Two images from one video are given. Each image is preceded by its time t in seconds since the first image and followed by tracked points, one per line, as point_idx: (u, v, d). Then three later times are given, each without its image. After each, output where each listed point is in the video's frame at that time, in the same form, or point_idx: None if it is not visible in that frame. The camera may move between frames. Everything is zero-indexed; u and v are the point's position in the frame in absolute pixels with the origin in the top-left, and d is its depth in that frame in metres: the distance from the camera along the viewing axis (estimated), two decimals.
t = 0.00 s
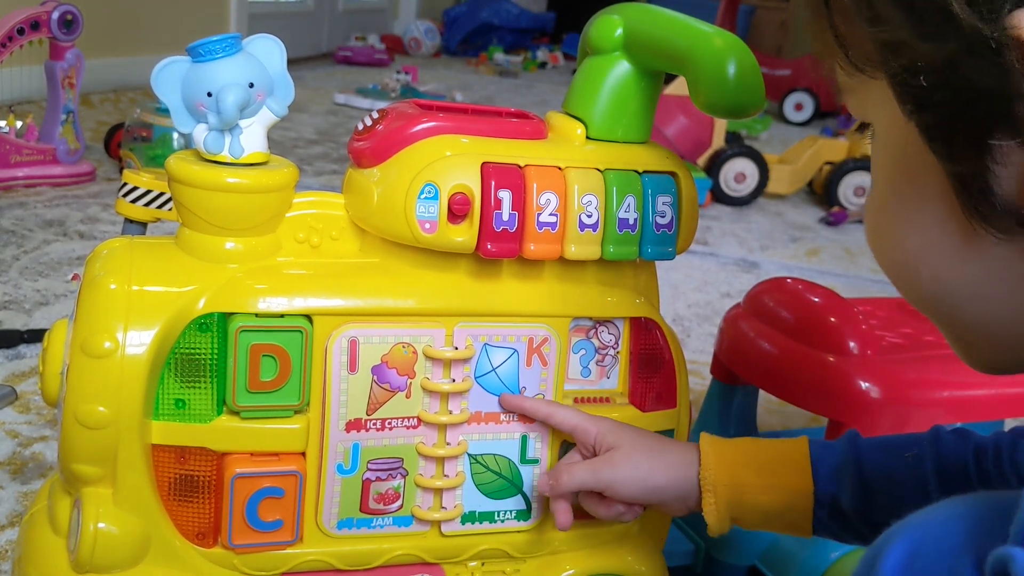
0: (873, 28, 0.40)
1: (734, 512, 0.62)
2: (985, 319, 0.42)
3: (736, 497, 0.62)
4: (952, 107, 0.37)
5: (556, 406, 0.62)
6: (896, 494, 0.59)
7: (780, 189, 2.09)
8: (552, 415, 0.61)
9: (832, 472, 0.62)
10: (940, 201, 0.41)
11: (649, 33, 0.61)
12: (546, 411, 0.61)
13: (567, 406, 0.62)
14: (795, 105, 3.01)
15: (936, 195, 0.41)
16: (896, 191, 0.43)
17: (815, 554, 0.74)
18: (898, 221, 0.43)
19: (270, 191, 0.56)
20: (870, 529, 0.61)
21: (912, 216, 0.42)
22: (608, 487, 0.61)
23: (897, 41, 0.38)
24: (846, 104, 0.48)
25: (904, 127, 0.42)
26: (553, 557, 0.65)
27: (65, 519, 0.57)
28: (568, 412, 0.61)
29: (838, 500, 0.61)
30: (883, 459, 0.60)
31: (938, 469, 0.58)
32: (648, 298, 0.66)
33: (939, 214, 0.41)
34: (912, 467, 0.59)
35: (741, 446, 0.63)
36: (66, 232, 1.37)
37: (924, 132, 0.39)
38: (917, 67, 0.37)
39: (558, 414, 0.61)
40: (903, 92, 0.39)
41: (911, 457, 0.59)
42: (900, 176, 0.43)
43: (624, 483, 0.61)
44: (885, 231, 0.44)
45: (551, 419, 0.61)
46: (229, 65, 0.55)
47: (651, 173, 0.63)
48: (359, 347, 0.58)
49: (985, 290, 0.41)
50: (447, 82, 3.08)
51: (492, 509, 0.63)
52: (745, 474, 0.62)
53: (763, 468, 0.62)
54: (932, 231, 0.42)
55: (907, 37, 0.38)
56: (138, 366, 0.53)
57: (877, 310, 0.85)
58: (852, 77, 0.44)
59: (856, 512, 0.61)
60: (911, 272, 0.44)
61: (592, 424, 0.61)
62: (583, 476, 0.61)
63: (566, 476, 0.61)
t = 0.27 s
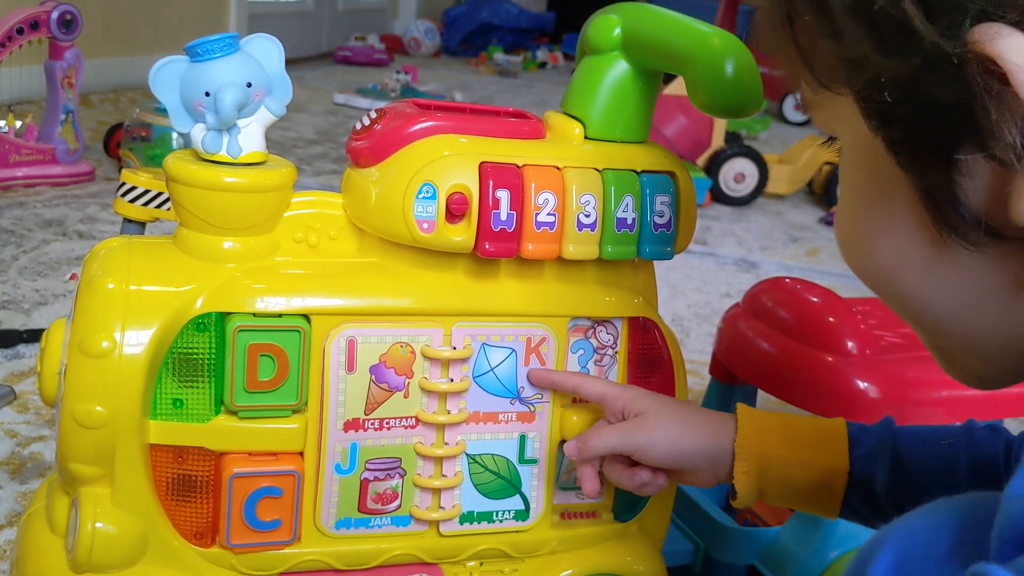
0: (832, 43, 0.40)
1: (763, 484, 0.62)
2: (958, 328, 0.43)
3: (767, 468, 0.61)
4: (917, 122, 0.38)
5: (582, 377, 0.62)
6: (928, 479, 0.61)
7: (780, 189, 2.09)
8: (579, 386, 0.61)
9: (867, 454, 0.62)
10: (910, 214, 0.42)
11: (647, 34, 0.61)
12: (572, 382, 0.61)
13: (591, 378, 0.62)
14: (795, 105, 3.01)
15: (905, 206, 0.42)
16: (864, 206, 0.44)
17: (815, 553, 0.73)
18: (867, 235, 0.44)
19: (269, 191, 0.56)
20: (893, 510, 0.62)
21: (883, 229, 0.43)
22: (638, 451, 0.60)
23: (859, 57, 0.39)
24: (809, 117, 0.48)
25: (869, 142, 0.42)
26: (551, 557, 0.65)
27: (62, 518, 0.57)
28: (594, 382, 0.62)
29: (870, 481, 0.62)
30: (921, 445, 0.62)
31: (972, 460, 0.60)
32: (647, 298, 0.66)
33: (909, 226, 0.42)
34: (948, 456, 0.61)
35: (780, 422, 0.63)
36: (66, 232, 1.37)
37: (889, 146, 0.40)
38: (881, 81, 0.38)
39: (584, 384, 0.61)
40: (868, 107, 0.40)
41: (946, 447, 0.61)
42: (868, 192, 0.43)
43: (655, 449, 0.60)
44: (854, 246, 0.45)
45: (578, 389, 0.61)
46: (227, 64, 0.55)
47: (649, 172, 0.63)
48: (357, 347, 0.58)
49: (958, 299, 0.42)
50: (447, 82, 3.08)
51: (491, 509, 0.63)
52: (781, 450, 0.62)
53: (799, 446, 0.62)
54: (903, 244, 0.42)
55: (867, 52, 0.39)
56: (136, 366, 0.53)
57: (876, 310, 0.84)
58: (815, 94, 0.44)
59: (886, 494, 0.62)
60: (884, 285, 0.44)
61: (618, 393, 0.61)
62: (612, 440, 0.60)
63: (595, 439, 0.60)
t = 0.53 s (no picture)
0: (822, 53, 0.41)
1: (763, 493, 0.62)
2: (951, 335, 0.42)
3: (768, 475, 0.61)
4: (904, 129, 0.38)
5: (579, 394, 0.62)
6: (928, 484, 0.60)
7: (779, 189, 2.09)
8: (577, 402, 0.62)
9: (868, 459, 0.62)
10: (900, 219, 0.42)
11: (646, 34, 0.61)
12: (570, 398, 0.62)
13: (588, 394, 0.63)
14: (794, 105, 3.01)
15: (895, 212, 0.42)
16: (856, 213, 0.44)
17: (816, 553, 0.74)
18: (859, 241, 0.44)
19: (269, 191, 0.56)
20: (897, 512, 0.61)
21: (875, 235, 0.43)
22: (642, 467, 0.61)
23: (845, 66, 0.39)
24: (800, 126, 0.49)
25: (859, 151, 0.43)
26: (551, 557, 0.65)
27: (63, 518, 0.57)
28: (591, 399, 0.62)
29: (871, 487, 0.61)
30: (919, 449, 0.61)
31: (973, 463, 0.59)
32: (647, 298, 0.66)
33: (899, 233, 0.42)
34: (946, 460, 0.59)
35: (778, 429, 0.63)
36: (66, 232, 1.37)
37: (878, 153, 0.40)
38: (868, 89, 0.39)
39: (582, 401, 0.62)
40: (858, 116, 0.40)
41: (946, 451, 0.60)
42: (859, 198, 0.43)
43: (659, 462, 0.61)
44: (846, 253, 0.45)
45: (576, 405, 0.61)
46: (227, 64, 0.55)
47: (649, 172, 0.63)
48: (357, 347, 0.58)
49: (950, 305, 0.41)
50: (447, 83, 3.08)
51: (491, 508, 0.63)
52: (779, 457, 0.62)
53: (798, 451, 0.62)
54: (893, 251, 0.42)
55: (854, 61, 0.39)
56: (136, 366, 0.54)
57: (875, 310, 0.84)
58: (807, 103, 0.45)
59: (888, 499, 0.61)
60: (875, 293, 0.44)
61: (616, 407, 0.62)
62: (618, 457, 0.60)
63: (600, 458, 0.61)
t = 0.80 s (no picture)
0: (814, 39, 0.41)
1: (761, 522, 0.61)
2: (942, 329, 0.42)
3: (761, 503, 0.61)
4: (895, 115, 0.38)
5: (573, 441, 0.62)
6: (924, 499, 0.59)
7: (779, 189, 2.09)
8: (572, 450, 0.62)
9: (859, 481, 0.61)
10: (887, 210, 0.42)
11: (645, 34, 0.61)
12: (564, 447, 0.62)
13: (582, 439, 0.63)
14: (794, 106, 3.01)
15: (884, 203, 0.42)
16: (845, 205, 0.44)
17: (815, 554, 0.75)
18: (847, 235, 0.44)
19: (267, 191, 0.56)
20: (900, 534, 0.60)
21: (864, 226, 0.43)
22: (642, 517, 0.61)
23: (836, 51, 0.39)
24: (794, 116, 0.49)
25: (850, 139, 0.43)
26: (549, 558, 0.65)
27: (61, 519, 0.57)
28: (586, 446, 0.62)
29: (868, 507, 0.60)
30: (908, 464, 0.60)
31: (964, 474, 0.58)
32: (646, 299, 0.66)
33: (886, 224, 0.42)
34: (940, 475, 0.58)
35: (767, 457, 0.63)
36: (65, 232, 1.37)
37: (868, 140, 0.40)
38: (858, 75, 0.39)
39: (576, 449, 0.62)
40: (849, 102, 0.40)
41: (936, 463, 0.59)
42: (848, 189, 0.43)
43: (656, 511, 0.61)
44: (835, 248, 0.45)
45: (571, 454, 0.62)
46: (225, 64, 0.55)
47: (648, 172, 0.63)
48: (354, 347, 0.58)
49: (939, 296, 0.41)
50: (447, 83, 3.08)
51: (488, 509, 0.63)
52: (772, 484, 0.61)
53: (789, 475, 0.62)
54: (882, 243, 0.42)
55: (846, 47, 0.39)
56: (134, 366, 0.53)
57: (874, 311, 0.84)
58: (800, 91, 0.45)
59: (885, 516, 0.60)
60: (864, 286, 0.44)
61: (611, 456, 0.62)
62: (615, 511, 0.61)
63: (597, 512, 0.61)
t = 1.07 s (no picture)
0: (813, 34, 0.40)
1: (755, 501, 0.62)
2: (942, 327, 0.42)
3: (756, 485, 0.62)
4: (892, 111, 0.38)
5: (573, 411, 0.62)
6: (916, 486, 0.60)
7: (779, 190, 2.09)
8: (572, 421, 0.61)
9: (854, 467, 0.62)
10: (886, 207, 0.42)
11: (645, 34, 0.61)
12: (564, 416, 0.61)
13: (582, 409, 0.62)
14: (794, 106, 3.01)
15: (880, 199, 0.42)
16: (847, 202, 0.44)
17: (815, 554, 0.74)
18: (848, 231, 0.44)
19: (267, 191, 0.56)
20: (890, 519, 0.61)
21: (861, 221, 0.43)
22: (637, 490, 0.62)
23: (834, 46, 0.39)
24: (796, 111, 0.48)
25: (849, 136, 0.43)
26: (549, 559, 0.65)
27: (60, 519, 0.57)
28: (585, 417, 0.62)
29: (861, 492, 0.61)
30: (903, 451, 0.61)
31: (959, 466, 0.58)
32: (646, 299, 0.66)
33: (885, 221, 0.42)
34: (933, 463, 0.59)
35: (765, 439, 0.64)
36: (65, 232, 1.37)
37: (865, 135, 0.40)
38: (856, 70, 0.39)
39: (576, 420, 0.62)
40: (847, 97, 0.40)
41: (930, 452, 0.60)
42: (849, 185, 0.43)
43: (651, 486, 0.62)
44: (839, 242, 0.45)
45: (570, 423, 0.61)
46: (224, 64, 0.55)
47: (648, 172, 0.63)
48: (354, 347, 0.58)
49: (934, 292, 0.41)
50: (446, 83, 3.08)
51: (488, 510, 0.63)
52: (768, 466, 0.62)
53: (786, 459, 0.63)
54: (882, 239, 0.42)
55: (843, 43, 0.39)
56: (133, 366, 0.53)
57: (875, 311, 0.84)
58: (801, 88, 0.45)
59: (877, 503, 0.61)
60: (867, 282, 0.44)
61: (610, 428, 0.62)
62: (611, 483, 0.61)
63: (593, 483, 0.61)
